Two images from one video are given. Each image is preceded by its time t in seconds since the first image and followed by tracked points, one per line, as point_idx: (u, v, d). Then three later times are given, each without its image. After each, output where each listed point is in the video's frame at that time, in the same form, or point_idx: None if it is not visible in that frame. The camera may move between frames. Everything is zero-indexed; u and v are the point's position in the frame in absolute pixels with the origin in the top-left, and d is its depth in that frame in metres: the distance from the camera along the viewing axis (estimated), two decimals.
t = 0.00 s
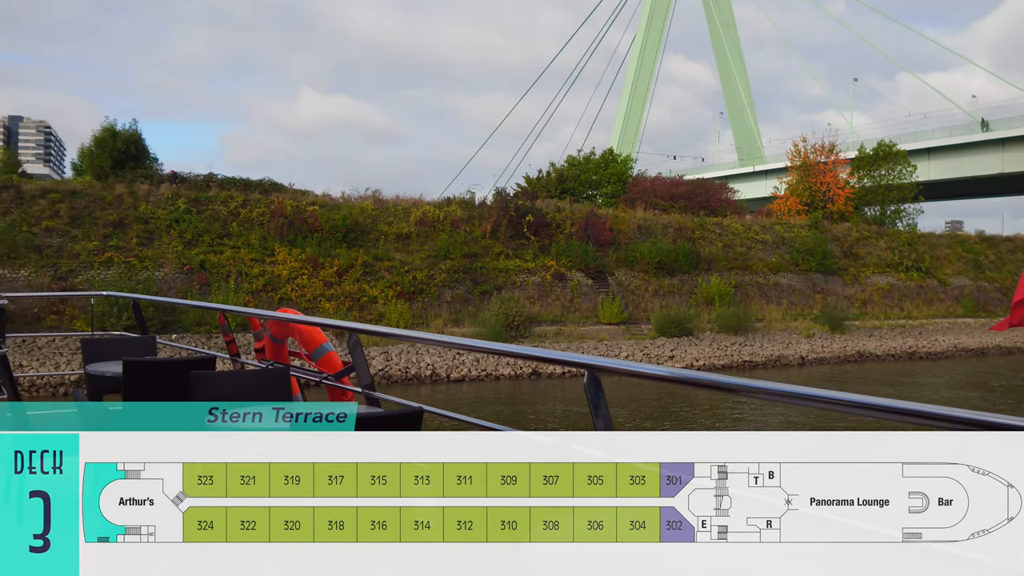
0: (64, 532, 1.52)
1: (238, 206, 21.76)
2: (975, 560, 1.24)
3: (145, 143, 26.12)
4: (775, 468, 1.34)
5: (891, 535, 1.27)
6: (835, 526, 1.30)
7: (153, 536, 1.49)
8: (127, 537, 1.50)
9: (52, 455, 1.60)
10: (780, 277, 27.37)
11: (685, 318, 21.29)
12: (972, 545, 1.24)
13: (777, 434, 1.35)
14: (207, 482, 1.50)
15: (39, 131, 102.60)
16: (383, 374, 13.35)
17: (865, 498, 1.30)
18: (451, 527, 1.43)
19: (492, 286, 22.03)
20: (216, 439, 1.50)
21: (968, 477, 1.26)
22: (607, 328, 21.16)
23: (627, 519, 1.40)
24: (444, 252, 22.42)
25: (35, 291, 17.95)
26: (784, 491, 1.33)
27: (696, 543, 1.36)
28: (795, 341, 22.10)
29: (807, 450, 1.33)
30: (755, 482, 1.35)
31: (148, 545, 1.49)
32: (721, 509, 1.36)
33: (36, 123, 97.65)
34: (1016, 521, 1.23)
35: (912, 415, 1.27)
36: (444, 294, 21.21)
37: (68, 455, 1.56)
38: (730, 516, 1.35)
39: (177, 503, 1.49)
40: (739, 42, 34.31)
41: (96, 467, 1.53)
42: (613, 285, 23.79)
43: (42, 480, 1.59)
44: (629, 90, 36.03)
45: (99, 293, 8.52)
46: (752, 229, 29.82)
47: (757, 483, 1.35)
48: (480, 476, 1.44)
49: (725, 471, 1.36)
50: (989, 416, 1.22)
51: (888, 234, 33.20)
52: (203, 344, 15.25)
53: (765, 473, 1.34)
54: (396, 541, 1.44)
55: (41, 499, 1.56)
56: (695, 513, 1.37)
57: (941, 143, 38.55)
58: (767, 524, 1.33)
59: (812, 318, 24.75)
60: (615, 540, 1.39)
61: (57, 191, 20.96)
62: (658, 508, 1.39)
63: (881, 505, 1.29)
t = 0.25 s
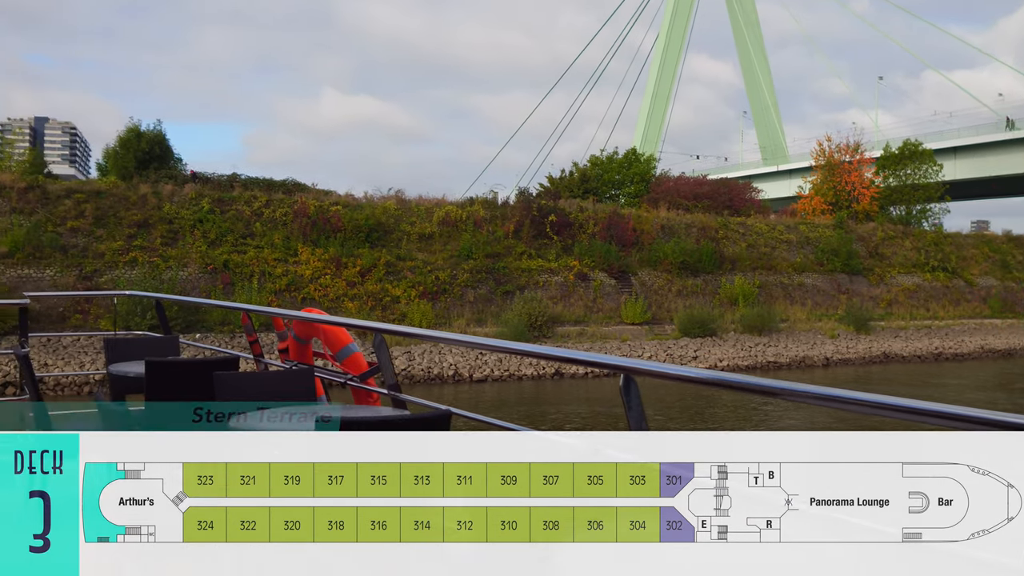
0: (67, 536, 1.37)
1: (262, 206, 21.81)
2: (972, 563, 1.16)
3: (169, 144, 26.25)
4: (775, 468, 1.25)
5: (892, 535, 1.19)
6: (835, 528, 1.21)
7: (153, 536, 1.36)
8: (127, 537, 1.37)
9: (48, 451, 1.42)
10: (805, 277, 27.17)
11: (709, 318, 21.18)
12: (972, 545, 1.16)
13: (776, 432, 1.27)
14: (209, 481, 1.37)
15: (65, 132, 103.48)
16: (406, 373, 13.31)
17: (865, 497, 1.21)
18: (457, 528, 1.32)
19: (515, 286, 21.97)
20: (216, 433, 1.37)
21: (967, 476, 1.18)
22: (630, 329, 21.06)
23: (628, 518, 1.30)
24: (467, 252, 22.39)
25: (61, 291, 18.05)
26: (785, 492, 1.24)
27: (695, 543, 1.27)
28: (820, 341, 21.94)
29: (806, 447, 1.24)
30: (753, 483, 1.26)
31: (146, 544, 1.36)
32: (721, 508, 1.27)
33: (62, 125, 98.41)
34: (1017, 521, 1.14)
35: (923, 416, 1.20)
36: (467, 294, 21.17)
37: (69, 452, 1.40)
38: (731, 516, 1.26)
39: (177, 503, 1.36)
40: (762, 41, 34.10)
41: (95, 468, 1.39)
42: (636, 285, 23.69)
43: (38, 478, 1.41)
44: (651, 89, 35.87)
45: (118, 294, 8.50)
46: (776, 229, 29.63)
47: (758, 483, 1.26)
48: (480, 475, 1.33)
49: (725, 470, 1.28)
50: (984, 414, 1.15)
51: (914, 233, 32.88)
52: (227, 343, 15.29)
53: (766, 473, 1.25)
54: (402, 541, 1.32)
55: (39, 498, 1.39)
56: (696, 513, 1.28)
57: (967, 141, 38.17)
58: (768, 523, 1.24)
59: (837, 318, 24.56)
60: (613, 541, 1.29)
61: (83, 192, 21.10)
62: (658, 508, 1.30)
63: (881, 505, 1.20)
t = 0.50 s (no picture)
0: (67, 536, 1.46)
1: (283, 206, 21.85)
2: (973, 559, 1.22)
3: (191, 144, 26.33)
4: (774, 469, 1.33)
5: (892, 536, 1.25)
6: (833, 526, 1.28)
7: (152, 536, 1.47)
8: (127, 537, 1.48)
9: (51, 451, 1.52)
10: (828, 277, 26.98)
11: (731, 318, 21.05)
12: (974, 545, 1.22)
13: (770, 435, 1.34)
14: (210, 481, 1.47)
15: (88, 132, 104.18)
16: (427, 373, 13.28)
17: (866, 499, 1.29)
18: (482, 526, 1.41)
19: (536, 285, 21.89)
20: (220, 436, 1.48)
21: (967, 476, 1.23)
22: (652, 328, 20.94)
23: (628, 519, 1.39)
24: (488, 252, 22.35)
25: (84, 291, 18.13)
26: (785, 491, 1.32)
27: (696, 542, 1.36)
28: (843, 342, 21.77)
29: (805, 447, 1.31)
30: (753, 483, 1.34)
31: (147, 544, 1.47)
32: (722, 508, 1.35)
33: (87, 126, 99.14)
34: (1018, 521, 1.18)
35: (935, 413, 1.21)
36: (488, 294, 21.10)
37: (70, 452, 1.51)
38: (731, 516, 1.34)
39: (177, 504, 1.47)
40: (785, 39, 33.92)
41: (94, 469, 1.50)
42: (658, 284, 23.56)
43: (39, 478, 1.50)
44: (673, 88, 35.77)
45: (143, 292, 8.54)
46: (799, 228, 29.44)
47: (758, 483, 1.34)
48: (480, 473, 1.43)
49: (725, 470, 1.36)
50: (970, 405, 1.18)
51: (939, 232, 32.59)
52: (248, 342, 15.31)
53: (766, 473, 1.33)
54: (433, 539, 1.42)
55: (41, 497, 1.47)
56: (696, 513, 1.37)
57: (992, 140, 37.82)
58: (768, 523, 1.32)
59: (861, 318, 24.36)
60: (614, 540, 1.39)
61: (106, 192, 21.21)
62: (659, 508, 1.39)
63: (882, 505, 1.27)
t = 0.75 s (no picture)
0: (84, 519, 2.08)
1: (305, 206, 21.90)
2: (977, 560, 1.31)
3: (214, 145, 26.42)
4: (775, 469, 1.46)
5: (892, 536, 1.37)
6: (835, 524, 1.42)
7: (152, 535, 1.93)
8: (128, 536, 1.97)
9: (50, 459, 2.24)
10: (853, 277, 26.77)
11: (755, 319, 20.90)
12: (972, 544, 1.30)
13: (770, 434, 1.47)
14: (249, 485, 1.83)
15: (113, 132, 105.07)
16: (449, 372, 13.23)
17: (865, 499, 1.40)
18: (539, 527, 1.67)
19: (558, 286, 21.79)
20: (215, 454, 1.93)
21: (968, 475, 1.29)
22: (675, 329, 20.82)
23: (627, 518, 1.60)
24: (510, 252, 22.29)
25: (108, 290, 18.22)
26: (785, 492, 1.45)
27: (696, 542, 1.51)
28: (868, 343, 21.58)
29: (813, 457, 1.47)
30: (754, 483, 1.45)
31: (145, 541, 1.94)
32: (721, 509, 1.47)
33: (111, 125, 99.75)
34: (1017, 521, 1.26)
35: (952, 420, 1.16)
36: (510, 294, 21.02)
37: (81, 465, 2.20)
38: (730, 516, 1.47)
39: (177, 503, 1.91)
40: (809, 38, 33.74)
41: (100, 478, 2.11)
42: (681, 284, 23.42)
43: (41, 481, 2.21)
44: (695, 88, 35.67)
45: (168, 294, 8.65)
46: (823, 228, 29.24)
47: (758, 483, 1.45)
48: (479, 476, 1.74)
49: (725, 470, 1.47)
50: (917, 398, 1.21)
51: (965, 232, 32.28)
52: (270, 342, 15.33)
53: (765, 473, 1.45)
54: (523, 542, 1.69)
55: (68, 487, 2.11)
56: (695, 513, 1.51)
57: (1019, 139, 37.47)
58: (768, 524, 1.44)
59: (886, 320, 24.14)
60: (614, 539, 1.59)
61: (130, 192, 21.32)
62: (659, 509, 1.58)
63: (881, 506, 1.38)
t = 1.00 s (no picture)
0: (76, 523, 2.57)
1: (331, 206, 21.95)
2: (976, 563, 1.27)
3: (240, 145, 26.50)
4: (775, 468, 1.52)
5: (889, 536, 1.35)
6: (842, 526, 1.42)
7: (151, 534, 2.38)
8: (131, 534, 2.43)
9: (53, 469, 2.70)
10: (881, 278, 26.52)
11: (782, 320, 20.73)
12: (974, 545, 1.26)
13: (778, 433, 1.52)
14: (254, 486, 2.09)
15: (140, 134, 105.84)
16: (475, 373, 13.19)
17: (864, 499, 1.46)
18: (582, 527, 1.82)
19: (584, 286, 21.67)
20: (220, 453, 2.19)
21: (967, 475, 1.31)
22: (701, 330, 20.69)
23: (628, 520, 1.74)
24: (536, 253, 22.22)
25: (135, 291, 18.31)
26: (786, 491, 1.51)
27: (695, 541, 1.61)
28: (896, 344, 21.35)
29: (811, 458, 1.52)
30: (756, 482, 1.52)
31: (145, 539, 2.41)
32: (719, 510, 1.59)
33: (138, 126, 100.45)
34: (1017, 520, 1.27)
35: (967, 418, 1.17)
36: (536, 295, 20.94)
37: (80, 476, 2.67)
38: (730, 517, 1.57)
39: (177, 502, 2.20)
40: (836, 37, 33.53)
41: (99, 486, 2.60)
42: (707, 285, 23.25)
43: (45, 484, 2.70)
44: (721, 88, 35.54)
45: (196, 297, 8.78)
46: (851, 228, 29.00)
47: (759, 483, 1.52)
48: (481, 477, 1.92)
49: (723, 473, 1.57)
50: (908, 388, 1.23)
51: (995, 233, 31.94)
52: (296, 343, 15.34)
53: (767, 473, 1.52)
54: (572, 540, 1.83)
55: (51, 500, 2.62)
56: (695, 514, 1.62)
57: None
58: (768, 523, 1.52)
59: (914, 321, 23.90)
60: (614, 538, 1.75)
61: (157, 192, 21.43)
62: (659, 508, 1.70)
63: (880, 505, 1.45)
